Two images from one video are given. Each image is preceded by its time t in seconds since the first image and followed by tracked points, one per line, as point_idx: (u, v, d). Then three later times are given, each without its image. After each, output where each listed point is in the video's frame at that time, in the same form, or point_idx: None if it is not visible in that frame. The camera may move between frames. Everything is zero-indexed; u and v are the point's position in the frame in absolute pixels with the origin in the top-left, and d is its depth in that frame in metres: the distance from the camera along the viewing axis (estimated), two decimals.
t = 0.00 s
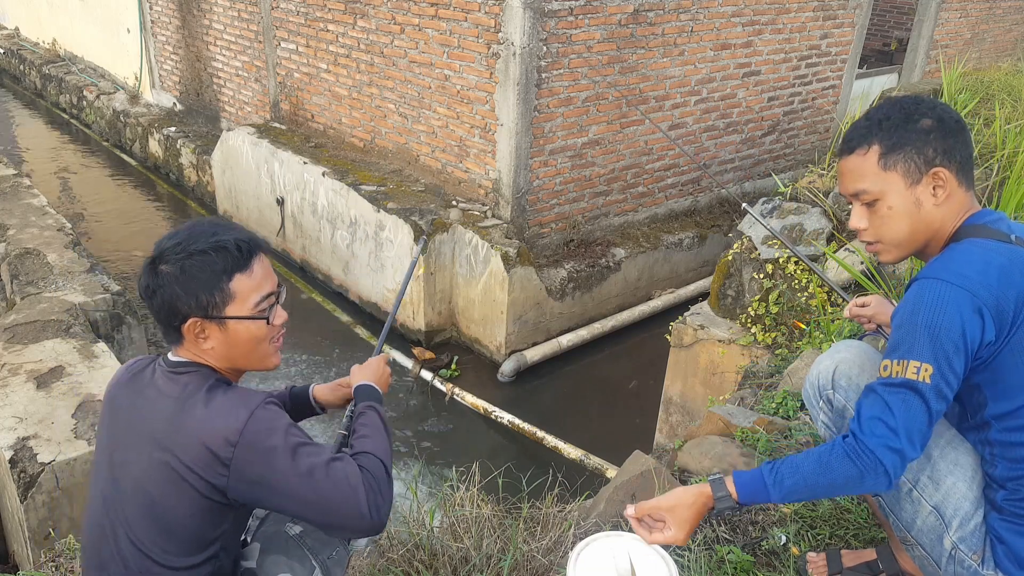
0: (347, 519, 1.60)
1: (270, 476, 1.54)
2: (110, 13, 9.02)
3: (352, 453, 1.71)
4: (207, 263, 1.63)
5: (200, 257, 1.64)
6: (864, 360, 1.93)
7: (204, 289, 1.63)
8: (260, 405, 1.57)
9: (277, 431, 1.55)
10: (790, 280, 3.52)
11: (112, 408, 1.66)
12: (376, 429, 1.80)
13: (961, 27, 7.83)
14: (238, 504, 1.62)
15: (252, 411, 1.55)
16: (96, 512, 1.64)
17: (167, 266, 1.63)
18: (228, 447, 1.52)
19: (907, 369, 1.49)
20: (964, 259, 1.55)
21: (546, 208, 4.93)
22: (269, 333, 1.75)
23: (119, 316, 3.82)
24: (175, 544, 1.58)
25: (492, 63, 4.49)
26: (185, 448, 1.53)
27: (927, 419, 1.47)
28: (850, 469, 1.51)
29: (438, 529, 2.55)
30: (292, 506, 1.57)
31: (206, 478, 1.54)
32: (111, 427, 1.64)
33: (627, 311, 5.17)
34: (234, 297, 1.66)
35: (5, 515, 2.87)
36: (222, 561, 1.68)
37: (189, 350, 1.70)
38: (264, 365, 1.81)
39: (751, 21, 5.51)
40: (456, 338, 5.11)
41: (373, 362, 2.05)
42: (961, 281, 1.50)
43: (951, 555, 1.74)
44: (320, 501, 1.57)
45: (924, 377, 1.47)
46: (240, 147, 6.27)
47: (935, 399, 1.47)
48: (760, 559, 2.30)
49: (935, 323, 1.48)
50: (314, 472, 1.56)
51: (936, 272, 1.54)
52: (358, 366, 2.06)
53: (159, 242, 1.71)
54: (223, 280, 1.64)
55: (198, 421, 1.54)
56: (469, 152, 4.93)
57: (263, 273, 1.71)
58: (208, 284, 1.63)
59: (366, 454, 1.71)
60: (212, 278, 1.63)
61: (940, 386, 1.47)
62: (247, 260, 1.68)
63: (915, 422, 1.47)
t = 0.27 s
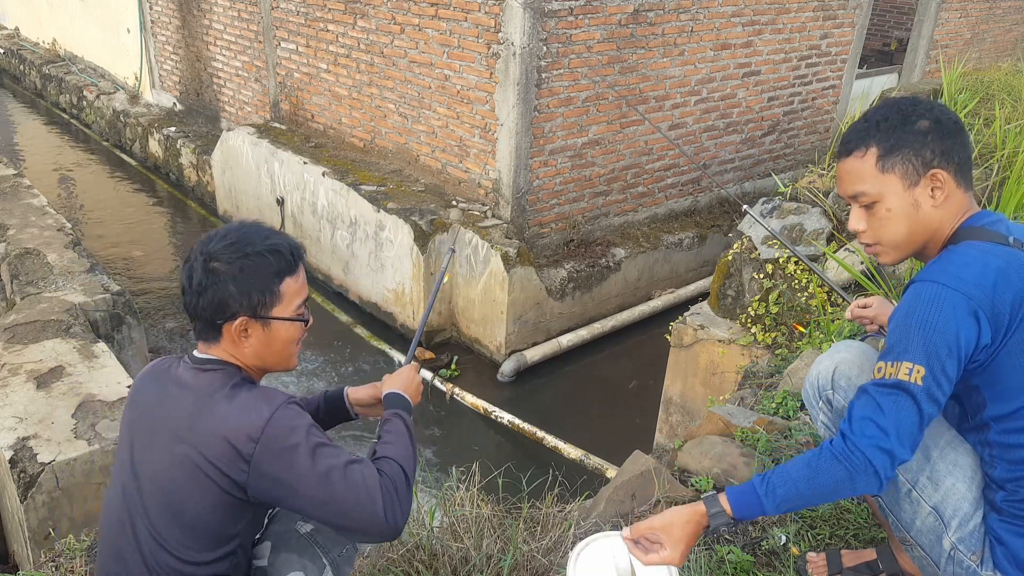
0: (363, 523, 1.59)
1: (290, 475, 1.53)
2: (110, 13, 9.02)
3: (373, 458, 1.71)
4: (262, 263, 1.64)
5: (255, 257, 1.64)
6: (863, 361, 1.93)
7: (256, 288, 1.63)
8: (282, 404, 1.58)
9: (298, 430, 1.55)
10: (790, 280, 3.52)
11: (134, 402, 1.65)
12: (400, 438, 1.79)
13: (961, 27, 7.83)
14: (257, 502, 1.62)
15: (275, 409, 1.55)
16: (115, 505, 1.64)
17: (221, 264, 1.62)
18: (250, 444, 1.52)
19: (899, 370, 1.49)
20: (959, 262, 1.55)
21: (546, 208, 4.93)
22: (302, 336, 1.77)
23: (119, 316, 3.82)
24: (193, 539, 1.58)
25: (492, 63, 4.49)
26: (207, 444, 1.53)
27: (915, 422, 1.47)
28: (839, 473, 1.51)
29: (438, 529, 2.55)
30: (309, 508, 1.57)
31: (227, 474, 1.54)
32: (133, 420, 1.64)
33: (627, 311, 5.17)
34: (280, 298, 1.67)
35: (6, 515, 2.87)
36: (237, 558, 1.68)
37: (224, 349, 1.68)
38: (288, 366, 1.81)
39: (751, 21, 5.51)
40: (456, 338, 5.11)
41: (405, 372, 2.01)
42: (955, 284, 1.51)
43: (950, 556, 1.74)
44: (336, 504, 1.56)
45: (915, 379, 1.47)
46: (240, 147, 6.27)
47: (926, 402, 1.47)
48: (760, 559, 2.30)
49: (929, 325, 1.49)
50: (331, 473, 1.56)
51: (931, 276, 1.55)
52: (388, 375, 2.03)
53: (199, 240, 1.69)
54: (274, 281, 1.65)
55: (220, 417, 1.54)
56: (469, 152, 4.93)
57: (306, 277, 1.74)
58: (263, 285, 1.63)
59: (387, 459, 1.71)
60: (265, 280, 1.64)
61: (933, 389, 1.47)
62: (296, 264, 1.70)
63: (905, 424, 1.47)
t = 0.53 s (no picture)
0: (365, 534, 1.58)
1: (296, 481, 1.53)
2: (110, 13, 9.02)
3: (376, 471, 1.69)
4: (271, 264, 1.63)
5: (262, 258, 1.63)
6: (862, 361, 1.93)
7: (267, 288, 1.62)
8: (293, 409, 1.57)
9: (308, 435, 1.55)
10: (790, 280, 3.52)
11: (147, 399, 1.65)
12: (402, 450, 1.77)
13: (961, 27, 7.83)
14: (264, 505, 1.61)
15: (287, 413, 1.55)
16: (124, 501, 1.64)
17: (231, 266, 1.61)
18: (259, 446, 1.52)
19: (896, 372, 1.49)
20: (954, 264, 1.55)
21: (546, 208, 4.93)
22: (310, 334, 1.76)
23: (119, 316, 3.82)
24: (201, 539, 1.57)
25: (492, 63, 4.49)
26: (217, 443, 1.53)
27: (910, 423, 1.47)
28: (836, 475, 1.50)
29: (438, 529, 2.55)
30: (313, 516, 1.55)
31: (235, 475, 1.53)
32: (144, 417, 1.64)
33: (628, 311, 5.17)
34: (290, 297, 1.66)
35: (5, 515, 2.87)
36: (245, 560, 1.67)
37: (234, 350, 1.66)
38: (296, 366, 1.80)
39: (751, 21, 5.51)
40: (456, 338, 5.11)
41: (410, 382, 1.97)
42: (950, 285, 1.50)
43: (950, 556, 1.74)
44: (340, 512, 1.55)
45: (911, 381, 1.47)
46: (240, 147, 6.27)
47: (922, 405, 1.46)
48: (760, 559, 2.30)
49: (925, 326, 1.49)
50: (337, 480, 1.55)
51: (927, 278, 1.55)
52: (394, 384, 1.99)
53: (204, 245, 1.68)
54: (284, 281, 1.65)
55: (231, 418, 1.53)
56: (469, 152, 4.93)
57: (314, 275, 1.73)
58: (272, 284, 1.62)
59: (388, 472, 1.69)
60: (277, 279, 1.63)
61: (928, 390, 1.47)
62: (303, 263, 1.70)
63: (902, 425, 1.47)
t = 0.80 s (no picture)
0: (366, 553, 1.56)
1: (305, 492, 1.51)
2: (110, 13, 9.02)
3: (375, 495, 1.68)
4: (286, 269, 1.62)
5: (277, 263, 1.62)
6: (862, 361, 1.93)
7: (282, 293, 1.62)
8: (306, 419, 1.56)
9: (320, 448, 1.54)
10: (790, 280, 3.52)
11: (160, 399, 1.64)
12: (400, 476, 1.76)
13: (961, 27, 7.83)
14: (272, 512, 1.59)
15: (300, 423, 1.54)
16: (132, 500, 1.63)
17: (246, 272, 1.59)
18: (270, 455, 1.50)
19: (893, 372, 1.50)
20: (950, 265, 1.55)
21: (546, 208, 4.93)
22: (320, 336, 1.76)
23: (119, 316, 3.82)
24: (210, 543, 1.56)
25: (492, 64, 4.49)
26: (228, 448, 1.51)
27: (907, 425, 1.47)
28: (832, 472, 1.51)
29: (438, 529, 2.55)
30: (317, 530, 1.53)
31: (245, 481, 1.52)
32: (157, 418, 1.62)
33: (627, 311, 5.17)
34: (304, 300, 1.66)
35: (6, 515, 2.87)
36: (257, 565, 1.65)
37: (247, 355, 1.66)
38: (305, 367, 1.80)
39: (751, 21, 5.51)
40: (456, 338, 5.11)
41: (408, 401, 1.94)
42: (948, 286, 1.50)
43: (949, 556, 1.74)
44: (342, 532, 1.54)
45: (908, 381, 1.47)
46: (240, 147, 6.27)
47: (919, 405, 1.46)
48: (760, 559, 2.30)
49: (922, 327, 1.49)
50: (342, 498, 1.54)
51: (924, 279, 1.55)
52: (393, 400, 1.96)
53: (213, 250, 1.65)
54: (298, 284, 1.64)
55: (244, 424, 1.52)
56: (469, 152, 4.93)
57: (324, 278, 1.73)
58: (287, 289, 1.62)
59: (386, 498, 1.68)
60: (292, 283, 1.63)
61: (925, 391, 1.46)
62: (314, 265, 1.70)
63: (899, 427, 1.47)
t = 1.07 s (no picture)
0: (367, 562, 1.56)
1: (315, 500, 1.51)
2: (110, 13, 9.02)
3: (377, 509, 1.68)
4: (305, 272, 1.62)
5: (295, 267, 1.62)
6: (860, 362, 1.93)
7: (300, 296, 1.62)
8: (317, 427, 1.55)
9: (330, 457, 1.54)
10: (790, 280, 3.52)
11: (169, 402, 1.62)
12: (400, 491, 1.76)
13: (961, 27, 7.83)
14: (281, 518, 1.59)
15: (312, 431, 1.53)
16: (141, 502, 1.61)
17: (266, 277, 1.58)
18: (281, 461, 1.50)
19: (886, 369, 1.49)
20: (944, 266, 1.55)
21: (546, 208, 4.93)
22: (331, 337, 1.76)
23: (119, 316, 3.82)
24: (220, 548, 1.55)
25: (492, 63, 4.49)
26: (240, 453, 1.50)
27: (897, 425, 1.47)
28: (814, 463, 1.50)
29: (438, 529, 2.55)
30: (324, 540, 1.53)
31: (257, 486, 1.51)
32: (166, 421, 1.61)
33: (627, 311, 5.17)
34: (320, 303, 1.67)
35: (6, 515, 2.87)
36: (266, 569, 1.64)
37: (262, 359, 1.65)
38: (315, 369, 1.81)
39: (751, 21, 5.51)
40: (456, 338, 5.11)
41: (409, 413, 1.95)
42: (943, 286, 1.51)
43: (949, 556, 1.74)
44: (349, 543, 1.54)
45: (901, 378, 1.47)
46: (240, 147, 6.27)
47: (907, 402, 1.46)
48: (760, 559, 2.30)
49: (916, 327, 1.49)
50: (349, 509, 1.54)
51: (918, 279, 1.55)
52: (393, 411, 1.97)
53: (224, 257, 1.64)
54: (314, 287, 1.65)
55: (256, 429, 1.51)
56: (469, 152, 4.92)
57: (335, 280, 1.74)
58: (305, 292, 1.63)
59: (388, 513, 1.68)
60: (311, 287, 1.64)
61: (916, 388, 1.46)
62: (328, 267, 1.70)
63: (888, 425, 1.47)
